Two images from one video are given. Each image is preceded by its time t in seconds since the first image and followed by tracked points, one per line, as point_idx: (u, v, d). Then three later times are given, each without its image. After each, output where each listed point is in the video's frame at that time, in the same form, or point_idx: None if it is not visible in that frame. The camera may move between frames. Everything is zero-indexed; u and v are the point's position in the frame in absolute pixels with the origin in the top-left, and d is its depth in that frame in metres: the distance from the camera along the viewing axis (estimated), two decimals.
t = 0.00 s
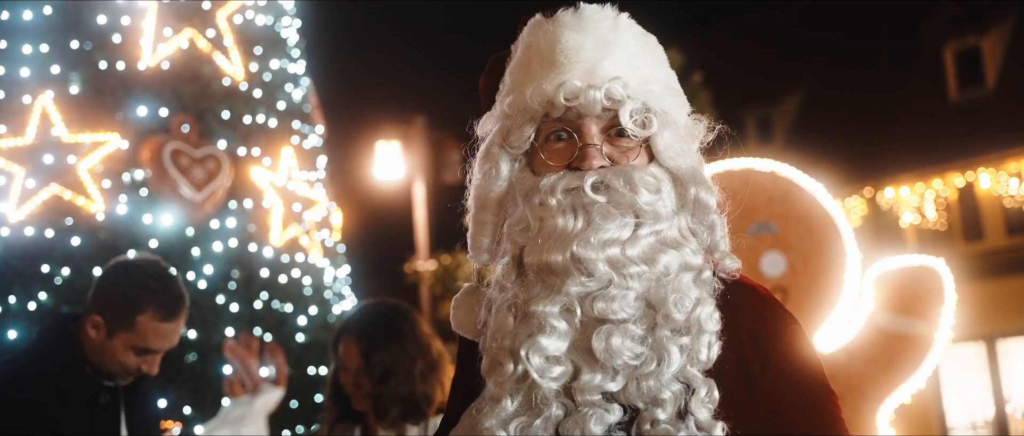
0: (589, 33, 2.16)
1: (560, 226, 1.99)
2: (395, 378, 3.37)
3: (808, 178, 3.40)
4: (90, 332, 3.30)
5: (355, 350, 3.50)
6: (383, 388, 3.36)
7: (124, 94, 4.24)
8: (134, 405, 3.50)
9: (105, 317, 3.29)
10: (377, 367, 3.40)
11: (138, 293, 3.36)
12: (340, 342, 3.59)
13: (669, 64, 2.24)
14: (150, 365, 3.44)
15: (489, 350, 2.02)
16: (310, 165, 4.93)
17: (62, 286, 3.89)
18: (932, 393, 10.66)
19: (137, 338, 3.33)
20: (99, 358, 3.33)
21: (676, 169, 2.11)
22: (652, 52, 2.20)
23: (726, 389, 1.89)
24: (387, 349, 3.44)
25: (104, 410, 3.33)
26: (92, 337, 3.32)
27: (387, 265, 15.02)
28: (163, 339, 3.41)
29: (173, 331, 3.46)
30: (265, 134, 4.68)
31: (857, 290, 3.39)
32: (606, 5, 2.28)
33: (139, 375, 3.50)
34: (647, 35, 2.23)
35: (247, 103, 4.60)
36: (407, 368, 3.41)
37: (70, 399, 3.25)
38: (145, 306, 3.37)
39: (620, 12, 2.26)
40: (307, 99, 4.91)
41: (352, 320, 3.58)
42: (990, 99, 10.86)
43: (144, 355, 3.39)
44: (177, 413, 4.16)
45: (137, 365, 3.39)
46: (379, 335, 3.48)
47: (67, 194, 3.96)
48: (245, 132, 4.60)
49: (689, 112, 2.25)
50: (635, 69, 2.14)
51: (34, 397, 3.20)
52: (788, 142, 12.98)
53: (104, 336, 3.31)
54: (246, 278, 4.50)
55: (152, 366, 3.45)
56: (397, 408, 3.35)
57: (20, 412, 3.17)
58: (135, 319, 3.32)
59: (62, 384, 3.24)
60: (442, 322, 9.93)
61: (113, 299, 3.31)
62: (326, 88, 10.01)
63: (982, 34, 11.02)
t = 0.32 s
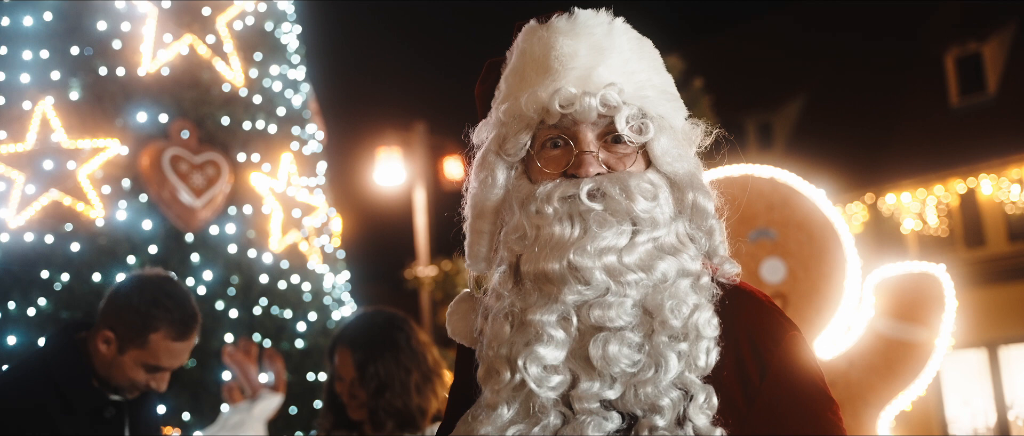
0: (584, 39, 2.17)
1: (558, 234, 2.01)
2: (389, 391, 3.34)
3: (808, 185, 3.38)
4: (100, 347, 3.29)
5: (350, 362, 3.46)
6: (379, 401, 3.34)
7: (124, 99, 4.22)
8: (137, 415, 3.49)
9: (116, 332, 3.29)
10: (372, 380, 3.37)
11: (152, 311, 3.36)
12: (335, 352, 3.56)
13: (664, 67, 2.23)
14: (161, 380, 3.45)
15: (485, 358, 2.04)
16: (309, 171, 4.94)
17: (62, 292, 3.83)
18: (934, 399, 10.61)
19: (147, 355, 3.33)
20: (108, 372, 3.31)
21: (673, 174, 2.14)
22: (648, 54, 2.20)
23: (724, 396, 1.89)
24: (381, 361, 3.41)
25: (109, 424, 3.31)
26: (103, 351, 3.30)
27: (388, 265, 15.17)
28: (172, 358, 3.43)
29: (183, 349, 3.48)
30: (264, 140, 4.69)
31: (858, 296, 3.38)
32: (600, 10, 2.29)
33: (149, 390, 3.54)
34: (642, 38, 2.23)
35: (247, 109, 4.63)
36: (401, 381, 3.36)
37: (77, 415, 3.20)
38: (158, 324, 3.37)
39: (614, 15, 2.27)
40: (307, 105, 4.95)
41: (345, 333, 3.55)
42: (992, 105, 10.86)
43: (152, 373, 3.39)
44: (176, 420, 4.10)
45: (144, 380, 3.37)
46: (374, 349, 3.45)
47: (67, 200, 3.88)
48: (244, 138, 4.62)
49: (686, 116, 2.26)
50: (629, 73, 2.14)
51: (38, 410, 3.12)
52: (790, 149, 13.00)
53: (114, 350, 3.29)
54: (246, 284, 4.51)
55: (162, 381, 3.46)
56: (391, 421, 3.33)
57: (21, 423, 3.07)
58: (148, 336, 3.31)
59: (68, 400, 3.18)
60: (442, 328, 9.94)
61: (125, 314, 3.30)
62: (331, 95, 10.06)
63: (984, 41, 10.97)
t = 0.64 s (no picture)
0: (553, 47, 2.18)
1: (555, 246, 2.00)
2: (394, 393, 3.34)
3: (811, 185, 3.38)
4: (107, 350, 3.28)
5: (350, 364, 3.45)
6: (381, 403, 3.34)
7: (128, 97, 4.21)
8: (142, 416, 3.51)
9: (123, 334, 3.29)
10: (374, 381, 3.36)
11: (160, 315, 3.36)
12: (335, 353, 3.56)
13: (636, 60, 2.25)
14: (167, 380, 3.45)
15: (493, 371, 2.05)
16: (313, 169, 4.93)
17: (65, 289, 3.79)
18: (940, 399, 10.54)
19: (152, 358, 3.33)
20: (114, 375, 3.30)
21: (661, 168, 2.15)
22: (618, 49, 2.23)
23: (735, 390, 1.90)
24: (382, 364, 3.40)
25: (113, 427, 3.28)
26: (109, 354, 3.29)
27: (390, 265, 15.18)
28: (179, 361, 3.41)
29: (190, 353, 3.46)
30: (268, 139, 4.69)
31: (863, 296, 3.38)
32: (564, 14, 2.30)
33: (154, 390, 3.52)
34: (611, 35, 2.26)
35: (251, 107, 4.61)
36: (404, 383, 3.38)
37: (82, 417, 3.18)
38: (166, 328, 3.37)
39: (580, 17, 2.28)
40: (311, 103, 4.92)
41: (344, 333, 3.56)
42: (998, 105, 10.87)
43: (158, 376, 3.39)
44: (179, 417, 4.09)
45: (150, 382, 3.38)
46: (375, 351, 3.44)
47: (71, 198, 3.90)
48: (248, 136, 4.60)
49: (665, 105, 2.28)
50: (604, 72, 2.16)
51: (42, 408, 3.12)
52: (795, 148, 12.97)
53: (120, 352, 3.29)
54: (249, 282, 4.50)
55: (168, 382, 3.46)
56: (394, 423, 3.35)
57: (23, 418, 3.09)
58: (156, 340, 3.32)
59: (74, 401, 3.18)
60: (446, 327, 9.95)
61: (132, 317, 3.31)
62: (335, 97, 10.08)
63: (991, 41, 10.96)
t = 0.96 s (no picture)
0: (540, 44, 2.20)
1: (551, 245, 2.01)
2: (394, 393, 3.35)
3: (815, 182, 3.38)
4: (109, 348, 3.31)
5: (353, 362, 3.46)
6: (383, 403, 3.35)
7: (132, 95, 4.18)
8: (143, 414, 3.46)
9: (125, 332, 3.31)
10: (375, 380, 3.37)
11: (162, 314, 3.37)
12: (338, 351, 3.56)
13: (624, 56, 2.26)
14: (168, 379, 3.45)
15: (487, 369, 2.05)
16: (317, 167, 4.92)
17: (69, 287, 3.81)
18: (945, 394, 10.50)
19: (152, 357, 3.34)
20: (116, 373, 3.33)
21: (654, 161, 2.15)
22: (605, 44, 2.25)
23: (731, 384, 1.89)
24: (384, 363, 3.40)
25: (113, 425, 3.30)
26: (110, 352, 3.32)
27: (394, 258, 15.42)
28: (179, 360, 3.42)
29: (190, 353, 3.46)
30: (272, 137, 4.69)
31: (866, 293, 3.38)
32: (549, 11, 2.32)
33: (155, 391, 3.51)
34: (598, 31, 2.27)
35: (254, 105, 4.60)
36: (406, 383, 3.37)
37: (84, 416, 3.19)
38: (168, 328, 3.38)
39: (566, 14, 2.30)
40: (315, 101, 4.91)
41: (347, 331, 3.56)
42: (1004, 103, 10.83)
43: (159, 374, 3.39)
44: (183, 414, 4.12)
45: (151, 379, 3.38)
46: (378, 349, 3.44)
47: (76, 196, 3.89)
48: (252, 134, 4.61)
49: (655, 99, 2.29)
50: (593, 68, 2.18)
51: (44, 406, 3.12)
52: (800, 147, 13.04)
53: (122, 349, 3.31)
54: (253, 280, 4.49)
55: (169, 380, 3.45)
56: (397, 423, 3.35)
57: (23, 415, 3.09)
58: (156, 340, 3.33)
59: (76, 400, 3.19)
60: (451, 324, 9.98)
61: (135, 316, 3.33)
62: (341, 97, 10.10)
63: (998, 38, 10.91)
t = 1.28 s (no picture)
0: (507, 60, 2.22)
1: (545, 261, 2.02)
2: (395, 392, 3.36)
3: (817, 177, 3.38)
4: (108, 348, 3.29)
5: (355, 362, 3.46)
6: (384, 402, 3.36)
7: (134, 95, 4.18)
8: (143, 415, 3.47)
9: (125, 333, 3.30)
10: (377, 380, 3.38)
11: (160, 315, 3.39)
12: (340, 350, 3.55)
13: (594, 56, 2.28)
14: (168, 379, 3.47)
15: (486, 381, 2.05)
16: (320, 166, 4.92)
17: (74, 288, 3.83)
18: (953, 387, 10.51)
19: (152, 357, 3.35)
20: (115, 375, 3.31)
21: (637, 160, 2.19)
22: (574, 47, 2.28)
23: (735, 379, 1.88)
24: (386, 361, 3.40)
25: (113, 426, 3.29)
26: (109, 352, 3.30)
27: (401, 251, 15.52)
28: (179, 361, 3.46)
29: (189, 354, 3.51)
30: (274, 136, 4.68)
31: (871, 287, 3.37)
32: (512, 24, 2.34)
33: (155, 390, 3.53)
34: (564, 35, 2.30)
35: (257, 104, 4.60)
36: (407, 381, 3.38)
37: (83, 417, 3.19)
38: (166, 328, 3.40)
39: (529, 23, 2.33)
40: (318, 100, 4.91)
41: (349, 329, 3.55)
42: (1012, 94, 10.73)
43: (159, 374, 3.41)
44: (187, 414, 4.10)
45: (151, 380, 3.39)
46: (380, 348, 3.44)
47: (79, 197, 3.89)
48: (254, 134, 4.60)
49: (631, 94, 2.33)
50: (565, 75, 2.20)
51: (44, 405, 3.14)
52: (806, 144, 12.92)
53: (122, 350, 3.30)
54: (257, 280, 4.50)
55: (168, 380, 3.47)
56: (398, 421, 3.35)
57: (22, 417, 3.09)
58: (155, 340, 3.35)
59: (75, 400, 3.18)
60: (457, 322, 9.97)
61: (135, 316, 3.33)
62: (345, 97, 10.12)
63: (1004, 30, 10.82)
